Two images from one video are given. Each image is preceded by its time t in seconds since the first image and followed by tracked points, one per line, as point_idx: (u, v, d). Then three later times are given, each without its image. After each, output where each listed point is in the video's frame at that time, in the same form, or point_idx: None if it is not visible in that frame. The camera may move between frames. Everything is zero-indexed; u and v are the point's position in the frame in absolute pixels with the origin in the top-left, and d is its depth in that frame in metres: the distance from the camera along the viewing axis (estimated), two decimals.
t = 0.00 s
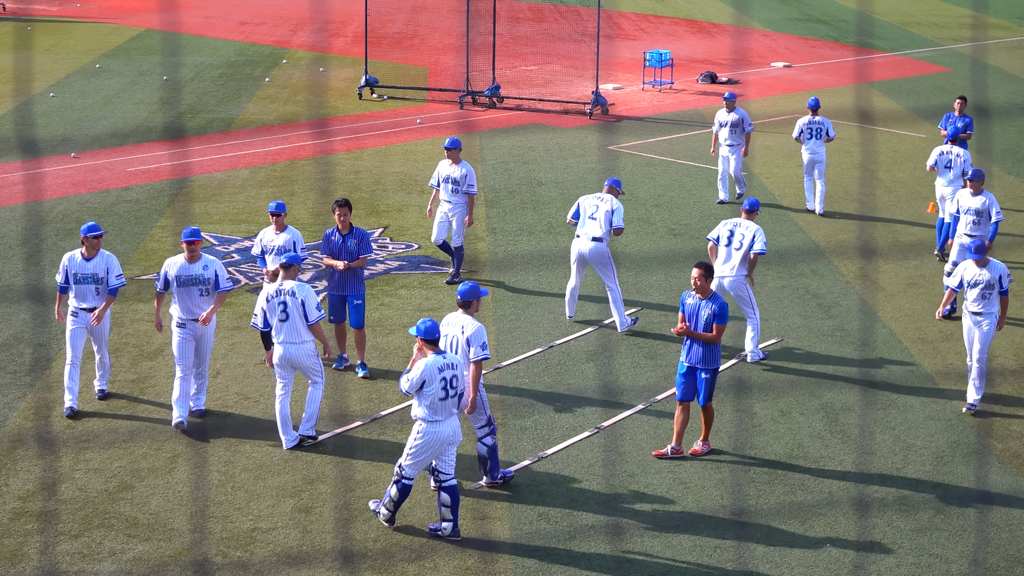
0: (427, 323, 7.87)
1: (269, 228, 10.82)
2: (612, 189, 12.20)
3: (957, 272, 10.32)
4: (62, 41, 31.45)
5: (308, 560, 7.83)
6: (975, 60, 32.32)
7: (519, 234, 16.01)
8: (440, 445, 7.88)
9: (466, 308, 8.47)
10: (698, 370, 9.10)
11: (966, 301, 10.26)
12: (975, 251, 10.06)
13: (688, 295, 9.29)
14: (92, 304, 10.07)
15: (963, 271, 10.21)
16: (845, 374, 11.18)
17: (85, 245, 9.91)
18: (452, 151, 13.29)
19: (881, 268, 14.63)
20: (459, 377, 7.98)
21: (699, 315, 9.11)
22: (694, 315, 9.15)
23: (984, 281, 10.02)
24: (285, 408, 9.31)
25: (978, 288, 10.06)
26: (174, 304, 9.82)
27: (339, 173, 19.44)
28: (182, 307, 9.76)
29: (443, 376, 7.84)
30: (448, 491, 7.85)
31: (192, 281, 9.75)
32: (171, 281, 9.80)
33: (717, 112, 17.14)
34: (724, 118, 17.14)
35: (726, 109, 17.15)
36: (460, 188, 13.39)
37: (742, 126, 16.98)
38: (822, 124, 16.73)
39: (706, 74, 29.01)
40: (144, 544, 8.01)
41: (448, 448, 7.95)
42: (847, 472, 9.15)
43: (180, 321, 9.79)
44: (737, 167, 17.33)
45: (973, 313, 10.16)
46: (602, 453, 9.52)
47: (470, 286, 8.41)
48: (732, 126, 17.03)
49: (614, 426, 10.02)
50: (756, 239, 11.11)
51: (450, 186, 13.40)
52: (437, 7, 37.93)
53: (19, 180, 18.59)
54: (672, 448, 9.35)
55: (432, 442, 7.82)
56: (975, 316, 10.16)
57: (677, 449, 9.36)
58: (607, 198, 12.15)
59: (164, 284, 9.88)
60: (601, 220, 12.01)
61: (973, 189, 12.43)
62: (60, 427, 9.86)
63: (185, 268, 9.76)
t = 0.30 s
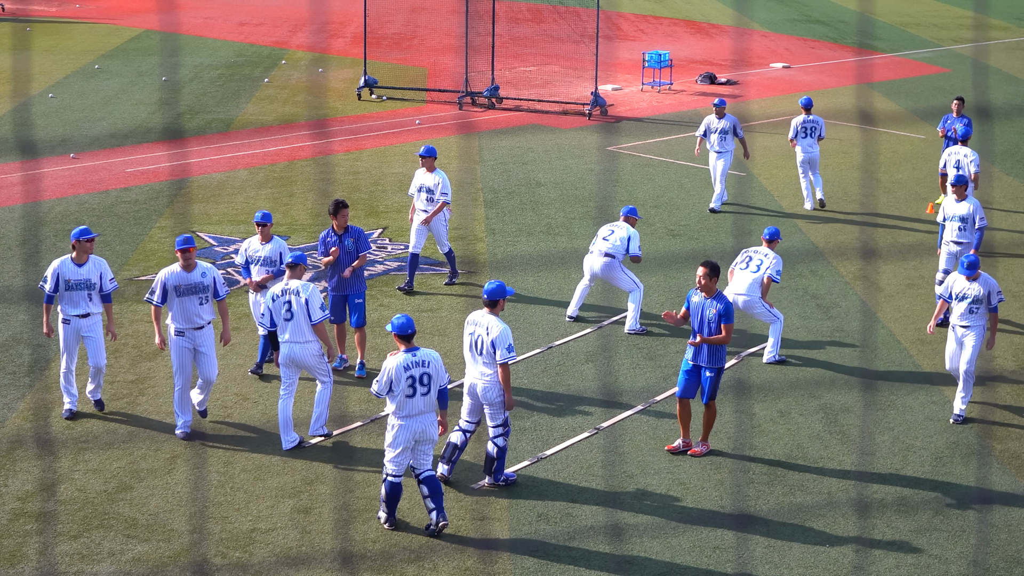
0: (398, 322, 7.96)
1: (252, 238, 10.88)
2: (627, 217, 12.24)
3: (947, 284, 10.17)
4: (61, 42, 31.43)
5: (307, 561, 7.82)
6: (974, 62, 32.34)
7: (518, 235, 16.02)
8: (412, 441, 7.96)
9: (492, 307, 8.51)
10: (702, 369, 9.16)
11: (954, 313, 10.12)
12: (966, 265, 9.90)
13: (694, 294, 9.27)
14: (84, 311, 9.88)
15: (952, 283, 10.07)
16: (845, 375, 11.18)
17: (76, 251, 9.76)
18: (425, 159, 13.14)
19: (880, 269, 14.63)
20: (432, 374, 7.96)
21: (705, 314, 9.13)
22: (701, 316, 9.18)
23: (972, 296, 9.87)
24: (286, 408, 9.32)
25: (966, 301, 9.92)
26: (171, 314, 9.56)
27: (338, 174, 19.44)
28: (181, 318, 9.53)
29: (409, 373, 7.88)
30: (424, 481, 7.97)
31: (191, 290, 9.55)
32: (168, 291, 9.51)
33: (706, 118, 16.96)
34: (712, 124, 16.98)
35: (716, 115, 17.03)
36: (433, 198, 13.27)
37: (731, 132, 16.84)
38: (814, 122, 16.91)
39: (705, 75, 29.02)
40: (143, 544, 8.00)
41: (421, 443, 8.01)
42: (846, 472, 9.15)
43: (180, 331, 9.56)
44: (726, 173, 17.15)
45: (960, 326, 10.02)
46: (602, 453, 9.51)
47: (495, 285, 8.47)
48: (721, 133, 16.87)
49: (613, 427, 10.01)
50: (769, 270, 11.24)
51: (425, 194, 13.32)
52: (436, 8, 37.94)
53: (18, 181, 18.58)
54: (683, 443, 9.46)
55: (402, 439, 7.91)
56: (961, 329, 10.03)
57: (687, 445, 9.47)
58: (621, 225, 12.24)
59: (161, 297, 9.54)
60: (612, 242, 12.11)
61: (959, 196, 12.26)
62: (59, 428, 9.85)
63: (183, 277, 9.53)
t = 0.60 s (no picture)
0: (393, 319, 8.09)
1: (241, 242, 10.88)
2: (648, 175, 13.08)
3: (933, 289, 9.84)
4: (60, 43, 31.43)
5: (307, 562, 7.82)
6: (973, 63, 32.36)
7: (517, 236, 16.03)
8: (398, 438, 8.00)
9: (515, 306, 8.59)
10: (702, 368, 9.18)
11: (939, 319, 9.77)
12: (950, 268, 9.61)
13: (695, 294, 9.28)
14: (90, 326, 9.59)
15: (938, 288, 9.76)
16: (844, 375, 11.19)
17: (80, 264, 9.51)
18: (402, 161, 12.90)
19: (879, 270, 14.66)
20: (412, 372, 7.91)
21: (705, 314, 9.15)
22: (701, 315, 9.20)
23: (959, 300, 9.56)
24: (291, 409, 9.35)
25: (952, 305, 9.60)
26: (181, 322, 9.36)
27: (337, 175, 19.46)
28: (191, 324, 9.37)
29: (384, 370, 7.95)
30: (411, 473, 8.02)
31: (200, 296, 9.42)
32: (180, 297, 9.34)
33: (697, 121, 16.91)
34: (702, 127, 16.90)
35: (705, 117, 16.93)
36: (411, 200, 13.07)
37: (720, 136, 16.75)
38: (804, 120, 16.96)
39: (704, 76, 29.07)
40: (142, 546, 8.00)
41: (407, 440, 8.01)
42: (845, 474, 9.15)
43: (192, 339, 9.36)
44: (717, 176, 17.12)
45: (947, 330, 9.67)
46: (601, 454, 9.52)
47: (519, 284, 8.56)
48: (710, 136, 16.82)
49: (613, 428, 10.02)
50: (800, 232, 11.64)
51: (402, 198, 13.06)
52: (435, 9, 37.98)
53: (16, 182, 18.58)
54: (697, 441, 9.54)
55: (386, 436, 7.99)
56: (949, 334, 9.66)
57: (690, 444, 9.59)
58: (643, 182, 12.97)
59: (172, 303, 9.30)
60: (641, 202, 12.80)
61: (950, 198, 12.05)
62: (58, 429, 9.85)
63: (190, 283, 9.39)
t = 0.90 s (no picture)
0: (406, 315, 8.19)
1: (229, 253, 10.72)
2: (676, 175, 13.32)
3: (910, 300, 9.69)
4: (59, 43, 31.42)
5: (306, 562, 7.82)
6: (973, 63, 32.35)
7: (517, 236, 16.02)
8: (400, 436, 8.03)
9: (535, 301, 8.84)
10: (706, 365, 9.20)
11: (919, 330, 9.62)
12: (924, 277, 9.43)
13: (696, 293, 9.28)
14: (108, 329, 9.43)
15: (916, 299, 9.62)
16: (844, 376, 11.19)
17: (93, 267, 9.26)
18: (379, 170, 12.39)
19: (879, 270, 14.69)
20: (411, 369, 7.91)
21: (707, 313, 9.16)
22: (703, 313, 9.25)
23: (937, 309, 9.40)
24: (310, 403, 9.37)
25: (931, 316, 9.45)
26: (198, 329, 9.17)
27: (337, 175, 19.47)
28: (208, 334, 9.18)
29: (386, 365, 8.03)
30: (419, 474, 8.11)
31: (218, 303, 9.23)
32: (197, 303, 9.15)
33: (683, 126, 16.79)
34: (688, 133, 16.75)
35: (691, 123, 16.77)
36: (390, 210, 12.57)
37: (706, 141, 16.59)
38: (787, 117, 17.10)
39: (704, 76, 29.10)
40: (142, 546, 8.00)
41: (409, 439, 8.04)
42: (845, 474, 9.16)
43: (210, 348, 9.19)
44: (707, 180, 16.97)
45: (928, 341, 9.50)
46: (601, 454, 9.52)
47: (539, 280, 8.80)
48: (696, 141, 16.66)
49: (613, 428, 10.02)
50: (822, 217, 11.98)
51: (379, 207, 12.55)
52: (435, 10, 38.01)
53: (16, 183, 18.58)
54: (705, 444, 9.48)
55: (388, 433, 8.04)
56: (930, 344, 9.49)
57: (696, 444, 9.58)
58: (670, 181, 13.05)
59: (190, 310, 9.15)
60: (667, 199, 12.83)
61: (946, 206, 11.73)
62: (58, 429, 9.85)
63: (210, 289, 9.20)
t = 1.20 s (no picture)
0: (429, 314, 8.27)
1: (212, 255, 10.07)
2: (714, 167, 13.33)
3: (893, 305, 9.44)
4: (60, 44, 31.44)
5: (307, 562, 7.81)
6: (973, 63, 32.35)
7: (518, 237, 16.02)
8: (415, 432, 8.15)
9: (563, 286, 9.13)
10: (712, 364, 9.19)
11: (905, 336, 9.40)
12: (912, 282, 9.18)
13: (702, 291, 9.31)
14: (124, 339, 9.26)
15: (901, 304, 9.38)
16: (845, 376, 11.19)
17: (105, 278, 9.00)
18: (355, 173, 11.88)
19: (879, 270, 14.70)
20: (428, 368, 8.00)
21: (712, 310, 9.17)
22: (710, 312, 9.22)
23: (925, 315, 9.19)
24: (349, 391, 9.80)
25: (919, 322, 9.22)
26: (219, 333, 9.09)
27: (338, 175, 19.48)
28: (229, 338, 9.12)
29: (405, 362, 8.14)
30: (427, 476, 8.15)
31: (235, 307, 9.12)
32: (215, 309, 9.02)
33: (672, 129, 16.34)
34: (677, 135, 16.30)
35: (682, 125, 16.30)
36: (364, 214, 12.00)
37: (698, 144, 16.13)
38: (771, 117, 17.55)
39: (704, 76, 29.11)
40: (142, 546, 8.00)
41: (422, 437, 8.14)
42: (845, 474, 9.16)
43: (229, 352, 9.12)
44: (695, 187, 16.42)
45: (914, 348, 9.29)
46: (602, 454, 9.53)
47: (567, 266, 9.08)
48: (687, 144, 16.17)
49: (613, 429, 10.03)
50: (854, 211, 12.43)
51: (356, 211, 12.03)
52: (435, 10, 38.02)
53: (17, 183, 18.58)
54: (705, 442, 9.50)
55: (402, 428, 8.17)
56: (916, 351, 9.29)
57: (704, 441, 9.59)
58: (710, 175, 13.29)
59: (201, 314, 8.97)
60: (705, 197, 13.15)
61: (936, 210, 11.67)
62: (58, 430, 9.85)
63: (228, 294, 9.10)
